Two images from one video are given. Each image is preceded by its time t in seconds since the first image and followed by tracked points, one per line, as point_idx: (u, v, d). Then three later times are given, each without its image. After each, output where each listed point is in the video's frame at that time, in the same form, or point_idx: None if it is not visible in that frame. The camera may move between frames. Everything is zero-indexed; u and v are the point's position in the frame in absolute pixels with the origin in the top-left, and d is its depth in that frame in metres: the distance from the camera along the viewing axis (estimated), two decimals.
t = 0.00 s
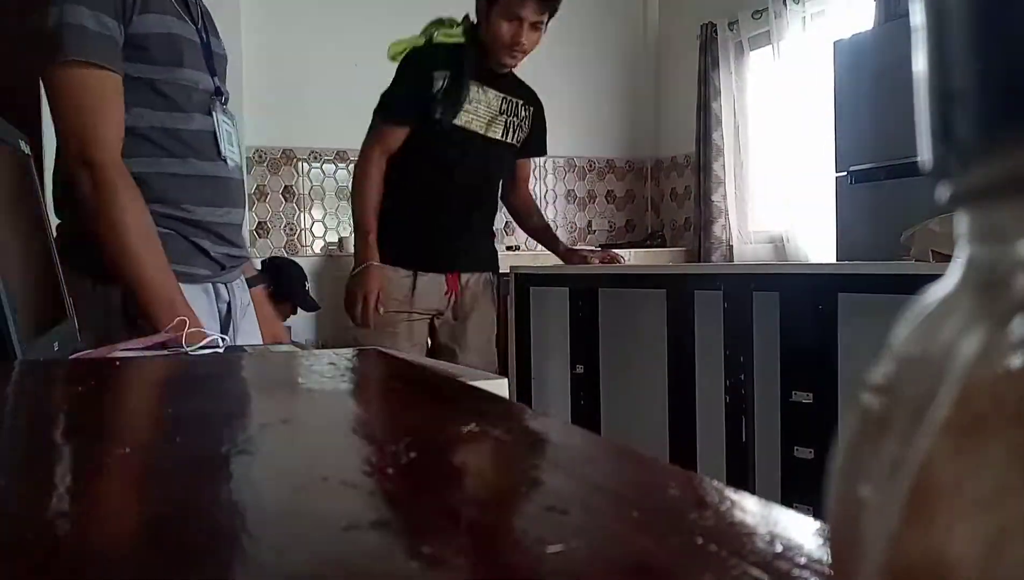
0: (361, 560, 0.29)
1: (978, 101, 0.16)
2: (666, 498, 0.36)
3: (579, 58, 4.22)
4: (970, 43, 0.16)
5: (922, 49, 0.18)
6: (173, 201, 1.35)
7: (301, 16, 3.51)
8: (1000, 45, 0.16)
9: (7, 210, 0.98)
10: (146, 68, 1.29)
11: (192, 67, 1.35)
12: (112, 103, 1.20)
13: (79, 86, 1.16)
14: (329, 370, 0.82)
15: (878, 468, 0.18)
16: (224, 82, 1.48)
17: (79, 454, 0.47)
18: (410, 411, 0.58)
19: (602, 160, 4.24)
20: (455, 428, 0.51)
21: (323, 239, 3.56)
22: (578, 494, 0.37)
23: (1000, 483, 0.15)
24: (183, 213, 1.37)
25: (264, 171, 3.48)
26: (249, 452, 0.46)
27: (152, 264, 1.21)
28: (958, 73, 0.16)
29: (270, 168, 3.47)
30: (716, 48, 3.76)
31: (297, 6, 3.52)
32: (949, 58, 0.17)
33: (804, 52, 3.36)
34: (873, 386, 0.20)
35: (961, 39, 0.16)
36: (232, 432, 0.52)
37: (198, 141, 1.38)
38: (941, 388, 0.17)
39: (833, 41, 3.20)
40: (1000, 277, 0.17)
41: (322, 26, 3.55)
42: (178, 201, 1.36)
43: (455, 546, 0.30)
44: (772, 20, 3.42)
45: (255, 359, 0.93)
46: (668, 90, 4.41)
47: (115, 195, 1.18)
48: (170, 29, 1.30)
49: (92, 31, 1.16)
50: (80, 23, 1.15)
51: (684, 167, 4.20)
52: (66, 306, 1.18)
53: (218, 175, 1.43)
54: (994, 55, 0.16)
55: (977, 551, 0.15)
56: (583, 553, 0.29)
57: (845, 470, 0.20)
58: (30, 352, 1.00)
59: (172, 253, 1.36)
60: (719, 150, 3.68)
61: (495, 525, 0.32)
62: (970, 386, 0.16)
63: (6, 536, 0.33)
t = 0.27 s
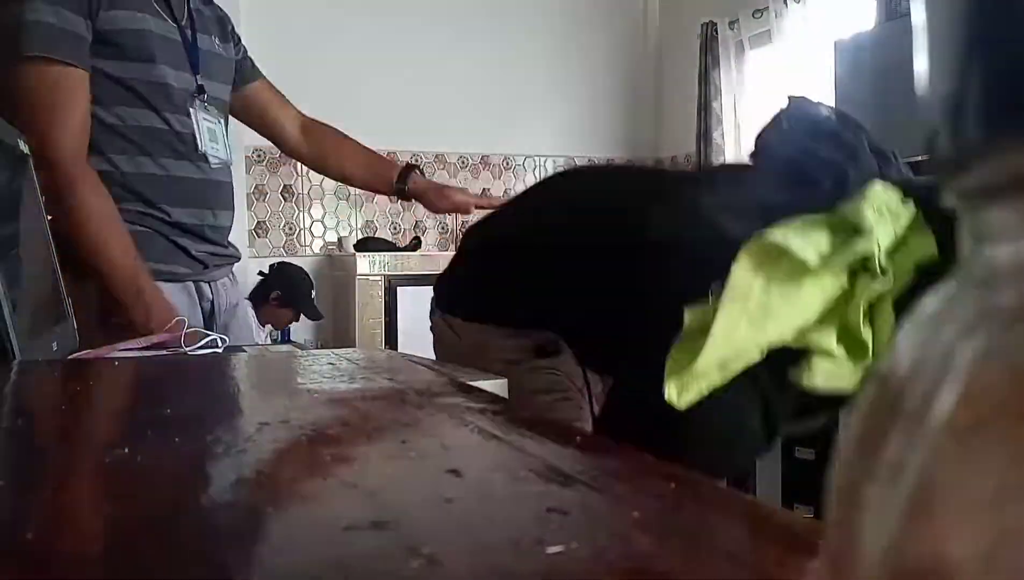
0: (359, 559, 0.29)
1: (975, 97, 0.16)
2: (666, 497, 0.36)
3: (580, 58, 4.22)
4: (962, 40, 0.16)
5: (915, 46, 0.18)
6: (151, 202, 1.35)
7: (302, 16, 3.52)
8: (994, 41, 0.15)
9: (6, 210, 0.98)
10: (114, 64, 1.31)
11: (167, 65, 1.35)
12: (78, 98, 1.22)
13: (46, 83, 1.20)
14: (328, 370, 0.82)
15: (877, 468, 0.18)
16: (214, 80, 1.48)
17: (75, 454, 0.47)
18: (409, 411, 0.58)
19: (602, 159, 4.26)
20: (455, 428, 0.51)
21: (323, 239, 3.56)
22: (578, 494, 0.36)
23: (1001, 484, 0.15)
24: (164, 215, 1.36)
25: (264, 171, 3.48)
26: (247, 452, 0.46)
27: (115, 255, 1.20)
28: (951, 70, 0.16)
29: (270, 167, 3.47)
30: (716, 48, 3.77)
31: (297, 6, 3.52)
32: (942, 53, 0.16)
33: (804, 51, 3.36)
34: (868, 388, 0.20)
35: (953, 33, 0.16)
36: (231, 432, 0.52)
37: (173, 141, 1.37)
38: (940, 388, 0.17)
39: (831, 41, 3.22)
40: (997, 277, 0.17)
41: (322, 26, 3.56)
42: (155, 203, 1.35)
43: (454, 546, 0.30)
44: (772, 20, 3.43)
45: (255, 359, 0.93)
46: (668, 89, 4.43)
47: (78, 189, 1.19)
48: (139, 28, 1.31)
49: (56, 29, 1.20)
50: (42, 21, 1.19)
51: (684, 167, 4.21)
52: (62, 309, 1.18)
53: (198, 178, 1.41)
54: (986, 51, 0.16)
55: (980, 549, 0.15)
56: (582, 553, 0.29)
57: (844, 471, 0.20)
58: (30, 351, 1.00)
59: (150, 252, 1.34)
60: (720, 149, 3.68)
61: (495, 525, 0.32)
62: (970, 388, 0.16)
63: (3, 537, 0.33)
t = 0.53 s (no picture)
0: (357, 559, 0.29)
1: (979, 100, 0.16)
2: (664, 499, 0.35)
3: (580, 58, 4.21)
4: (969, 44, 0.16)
5: (921, 49, 0.18)
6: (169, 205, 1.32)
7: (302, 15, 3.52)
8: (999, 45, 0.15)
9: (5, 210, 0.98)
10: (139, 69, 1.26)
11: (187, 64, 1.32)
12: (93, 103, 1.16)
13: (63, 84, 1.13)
14: (328, 371, 0.82)
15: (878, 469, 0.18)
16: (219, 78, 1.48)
17: (76, 454, 0.47)
18: (409, 411, 0.58)
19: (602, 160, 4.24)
20: (455, 429, 0.51)
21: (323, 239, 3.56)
22: (578, 495, 0.36)
23: (1001, 484, 0.15)
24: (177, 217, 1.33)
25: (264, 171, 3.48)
26: (248, 452, 0.46)
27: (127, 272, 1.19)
28: (959, 73, 0.16)
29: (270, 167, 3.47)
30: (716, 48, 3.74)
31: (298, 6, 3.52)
32: (947, 57, 0.16)
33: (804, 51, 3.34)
34: (871, 390, 0.20)
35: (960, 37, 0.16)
36: (231, 432, 0.52)
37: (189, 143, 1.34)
38: (942, 390, 0.17)
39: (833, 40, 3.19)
40: (1000, 278, 0.17)
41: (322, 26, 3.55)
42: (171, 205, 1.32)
43: (451, 546, 0.30)
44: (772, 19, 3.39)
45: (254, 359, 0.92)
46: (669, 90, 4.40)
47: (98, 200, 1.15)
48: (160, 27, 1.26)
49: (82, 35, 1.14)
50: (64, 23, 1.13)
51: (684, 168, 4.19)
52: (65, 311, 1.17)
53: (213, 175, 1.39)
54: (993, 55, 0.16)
55: (978, 552, 0.15)
56: (582, 554, 0.29)
57: (846, 471, 0.19)
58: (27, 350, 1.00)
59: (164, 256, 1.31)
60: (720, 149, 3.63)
61: (493, 526, 0.32)
62: (970, 389, 0.16)
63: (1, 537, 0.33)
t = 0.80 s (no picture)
0: (358, 559, 0.29)
1: (979, 101, 0.16)
2: (665, 498, 0.36)
3: (579, 57, 4.22)
4: (970, 44, 0.16)
5: (922, 50, 0.18)
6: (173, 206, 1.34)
7: (302, 15, 3.52)
8: (1001, 46, 0.16)
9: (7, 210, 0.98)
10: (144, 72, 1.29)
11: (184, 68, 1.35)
12: (98, 105, 1.22)
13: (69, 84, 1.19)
14: (328, 370, 0.81)
15: (878, 468, 0.18)
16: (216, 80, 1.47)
17: (76, 454, 0.47)
18: (409, 411, 0.58)
19: (602, 159, 4.25)
20: (455, 428, 0.51)
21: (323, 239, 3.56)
22: (579, 495, 0.36)
23: (1001, 485, 0.15)
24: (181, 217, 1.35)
25: (264, 170, 3.48)
26: (248, 452, 0.46)
27: (128, 270, 1.21)
28: (961, 72, 0.16)
29: (270, 167, 3.47)
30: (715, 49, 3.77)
31: (297, 6, 3.52)
32: (950, 57, 0.17)
33: (803, 52, 3.37)
34: (872, 389, 0.20)
35: (959, 37, 0.16)
36: (231, 432, 0.52)
37: (193, 144, 1.36)
38: (942, 389, 0.17)
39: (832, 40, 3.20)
40: (999, 279, 0.17)
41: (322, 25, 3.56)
42: (177, 206, 1.34)
43: (453, 546, 0.30)
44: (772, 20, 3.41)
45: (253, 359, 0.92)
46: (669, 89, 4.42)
47: (101, 199, 1.20)
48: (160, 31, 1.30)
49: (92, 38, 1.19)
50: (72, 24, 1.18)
51: (684, 167, 4.20)
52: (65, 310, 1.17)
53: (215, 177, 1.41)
54: (992, 57, 0.16)
55: (977, 551, 0.15)
56: (582, 554, 0.29)
57: (845, 469, 0.20)
58: (29, 351, 1.00)
59: (169, 256, 1.33)
60: (720, 149, 3.66)
61: (494, 526, 0.32)
62: (971, 390, 0.16)
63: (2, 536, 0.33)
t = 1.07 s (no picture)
0: (358, 558, 0.29)
1: (977, 101, 0.16)
2: (666, 498, 0.36)
3: (579, 57, 4.22)
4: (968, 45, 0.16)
5: (921, 50, 0.18)
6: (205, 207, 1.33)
7: (303, 16, 3.52)
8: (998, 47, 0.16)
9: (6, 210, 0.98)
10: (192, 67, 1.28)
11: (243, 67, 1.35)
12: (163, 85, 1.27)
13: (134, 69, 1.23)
14: (328, 370, 0.81)
15: (877, 469, 0.18)
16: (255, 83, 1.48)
17: (76, 453, 0.47)
18: (410, 411, 0.57)
19: (602, 159, 4.27)
20: (455, 428, 0.51)
21: (323, 238, 3.56)
22: (580, 494, 0.36)
23: (1001, 485, 0.15)
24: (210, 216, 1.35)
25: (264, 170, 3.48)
26: (249, 451, 0.46)
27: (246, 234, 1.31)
28: (959, 72, 0.16)
29: (270, 167, 3.47)
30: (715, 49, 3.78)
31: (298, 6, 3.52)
32: (947, 56, 0.17)
33: (802, 51, 3.38)
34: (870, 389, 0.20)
35: (958, 36, 0.16)
36: (231, 432, 0.52)
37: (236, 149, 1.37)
38: (942, 389, 0.17)
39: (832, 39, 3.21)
40: (1001, 279, 0.17)
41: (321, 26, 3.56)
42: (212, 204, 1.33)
43: (453, 546, 0.30)
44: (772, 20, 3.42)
45: (253, 359, 0.92)
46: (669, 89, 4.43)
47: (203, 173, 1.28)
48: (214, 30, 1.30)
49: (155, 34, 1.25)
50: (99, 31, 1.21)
51: (684, 167, 4.21)
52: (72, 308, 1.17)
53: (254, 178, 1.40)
54: (988, 59, 0.16)
55: (977, 551, 0.15)
56: (582, 554, 0.29)
57: (846, 468, 0.20)
58: (30, 350, 0.99)
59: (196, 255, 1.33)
60: (719, 149, 3.67)
61: (494, 525, 0.32)
62: (970, 389, 0.16)
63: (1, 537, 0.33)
